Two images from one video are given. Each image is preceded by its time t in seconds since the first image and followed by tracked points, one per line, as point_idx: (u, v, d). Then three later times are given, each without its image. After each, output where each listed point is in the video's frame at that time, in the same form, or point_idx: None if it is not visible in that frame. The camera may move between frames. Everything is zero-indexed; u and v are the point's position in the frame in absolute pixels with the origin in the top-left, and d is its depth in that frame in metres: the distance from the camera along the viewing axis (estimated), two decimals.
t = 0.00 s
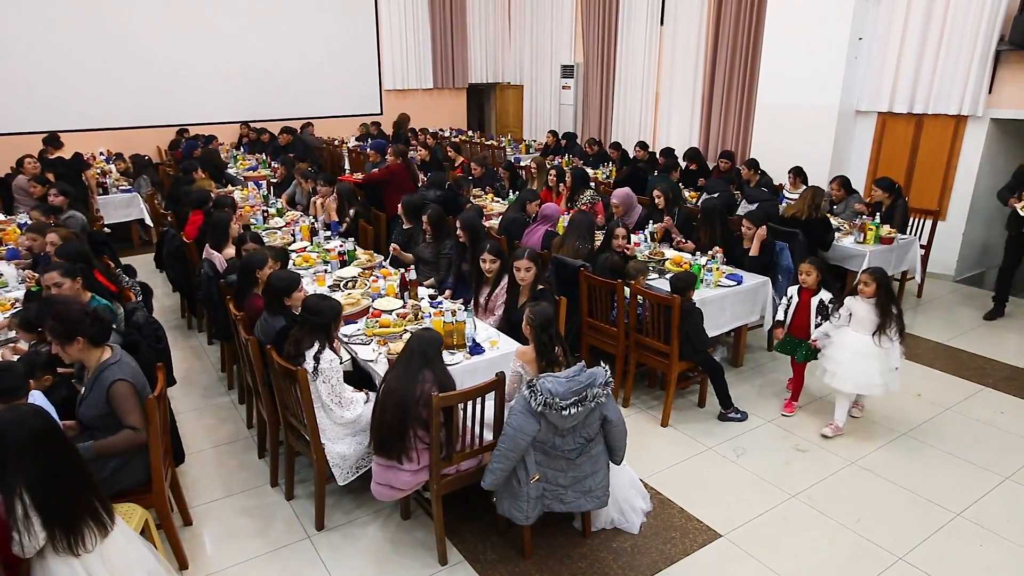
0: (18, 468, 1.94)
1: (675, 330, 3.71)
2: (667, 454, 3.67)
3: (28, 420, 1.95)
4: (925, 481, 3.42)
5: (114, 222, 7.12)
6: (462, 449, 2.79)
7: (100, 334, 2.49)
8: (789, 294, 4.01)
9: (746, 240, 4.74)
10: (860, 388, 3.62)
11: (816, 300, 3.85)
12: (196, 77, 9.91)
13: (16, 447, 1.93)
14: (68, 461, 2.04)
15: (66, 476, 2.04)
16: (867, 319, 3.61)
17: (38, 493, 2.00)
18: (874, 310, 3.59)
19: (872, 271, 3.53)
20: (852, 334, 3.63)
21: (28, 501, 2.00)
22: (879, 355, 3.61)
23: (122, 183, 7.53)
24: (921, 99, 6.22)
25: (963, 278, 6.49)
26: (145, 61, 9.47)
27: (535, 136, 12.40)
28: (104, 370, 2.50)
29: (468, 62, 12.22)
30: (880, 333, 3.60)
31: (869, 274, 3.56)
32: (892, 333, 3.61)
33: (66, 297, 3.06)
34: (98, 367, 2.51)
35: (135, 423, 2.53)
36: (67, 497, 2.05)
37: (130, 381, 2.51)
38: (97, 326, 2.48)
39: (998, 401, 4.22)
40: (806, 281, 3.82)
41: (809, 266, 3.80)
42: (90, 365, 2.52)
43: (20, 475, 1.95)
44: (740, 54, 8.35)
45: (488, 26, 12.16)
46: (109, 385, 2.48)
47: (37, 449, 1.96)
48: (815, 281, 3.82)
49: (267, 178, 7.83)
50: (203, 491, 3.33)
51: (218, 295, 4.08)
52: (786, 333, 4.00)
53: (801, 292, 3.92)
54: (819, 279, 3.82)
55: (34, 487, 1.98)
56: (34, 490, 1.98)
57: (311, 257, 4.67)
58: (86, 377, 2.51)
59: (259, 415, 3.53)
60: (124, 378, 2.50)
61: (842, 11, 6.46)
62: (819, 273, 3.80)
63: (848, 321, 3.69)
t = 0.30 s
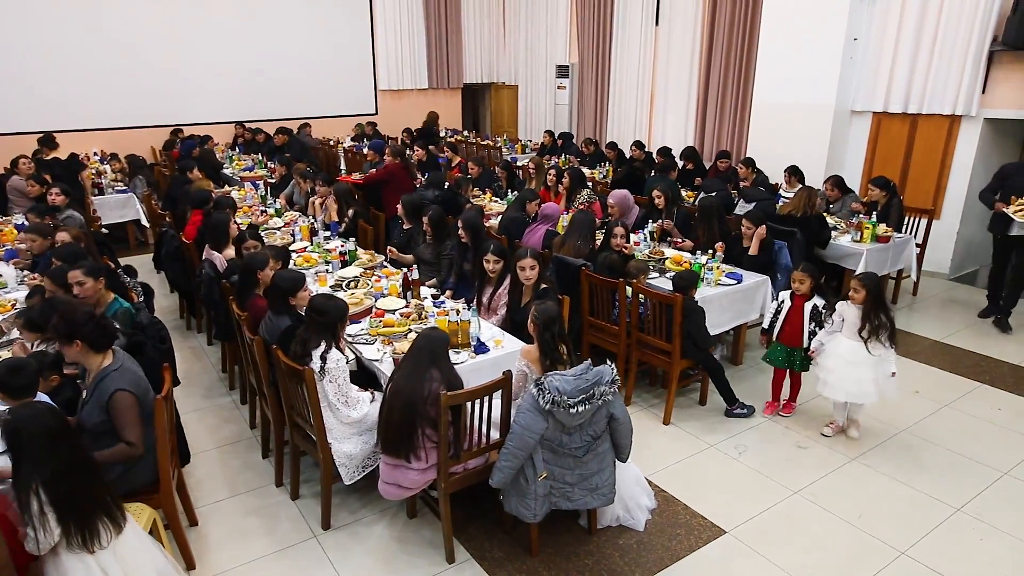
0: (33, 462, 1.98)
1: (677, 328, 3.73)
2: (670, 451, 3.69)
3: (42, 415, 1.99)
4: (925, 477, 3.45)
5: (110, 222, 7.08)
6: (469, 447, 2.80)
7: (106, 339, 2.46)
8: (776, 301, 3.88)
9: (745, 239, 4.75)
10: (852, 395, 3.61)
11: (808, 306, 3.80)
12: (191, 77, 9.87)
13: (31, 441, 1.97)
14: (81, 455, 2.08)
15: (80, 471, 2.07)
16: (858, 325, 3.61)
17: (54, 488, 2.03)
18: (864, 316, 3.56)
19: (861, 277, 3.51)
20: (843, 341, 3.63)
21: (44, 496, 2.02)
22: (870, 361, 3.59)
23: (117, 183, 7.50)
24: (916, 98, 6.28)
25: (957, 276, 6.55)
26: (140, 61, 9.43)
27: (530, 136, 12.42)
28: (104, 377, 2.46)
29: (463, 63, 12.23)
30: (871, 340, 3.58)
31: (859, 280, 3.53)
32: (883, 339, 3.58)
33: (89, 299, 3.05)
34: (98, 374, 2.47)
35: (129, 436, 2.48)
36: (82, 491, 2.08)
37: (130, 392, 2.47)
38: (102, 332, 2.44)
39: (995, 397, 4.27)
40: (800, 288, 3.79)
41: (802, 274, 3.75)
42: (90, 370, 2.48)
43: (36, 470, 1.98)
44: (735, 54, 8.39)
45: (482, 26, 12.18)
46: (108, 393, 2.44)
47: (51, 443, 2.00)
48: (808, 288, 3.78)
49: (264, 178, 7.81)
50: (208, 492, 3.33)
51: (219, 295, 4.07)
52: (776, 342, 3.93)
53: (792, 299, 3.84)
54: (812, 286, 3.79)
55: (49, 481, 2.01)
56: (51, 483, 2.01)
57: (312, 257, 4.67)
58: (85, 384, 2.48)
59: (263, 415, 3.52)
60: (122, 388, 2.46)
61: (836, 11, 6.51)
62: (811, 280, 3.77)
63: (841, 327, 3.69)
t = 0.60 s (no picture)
0: (47, 461, 1.98)
1: (679, 327, 3.76)
2: (673, 448, 3.72)
3: (55, 414, 2.00)
4: (925, 473, 3.50)
5: (106, 222, 7.05)
6: (477, 445, 2.82)
7: (107, 344, 2.43)
8: (764, 313, 3.79)
9: (745, 238, 4.79)
10: (844, 408, 3.50)
11: (797, 315, 3.71)
12: (186, 77, 9.84)
13: (45, 441, 1.97)
14: (95, 454, 2.08)
15: (94, 471, 2.07)
16: (852, 336, 3.49)
17: (66, 488, 2.02)
18: (859, 328, 3.46)
19: (855, 285, 3.41)
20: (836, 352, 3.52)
21: (56, 497, 2.02)
22: (864, 375, 3.47)
23: (113, 184, 7.47)
24: (910, 98, 6.33)
25: (951, 274, 6.62)
26: (135, 61, 9.39)
27: (525, 135, 12.44)
28: (102, 382, 2.42)
29: (458, 62, 12.23)
30: (866, 352, 3.47)
31: (854, 290, 3.43)
32: (879, 353, 3.45)
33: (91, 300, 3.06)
34: (96, 379, 2.43)
35: (126, 445, 2.45)
36: (95, 491, 2.09)
37: (127, 400, 2.43)
38: (102, 337, 2.40)
39: (992, 393, 4.32)
40: (785, 297, 3.67)
41: (788, 282, 3.64)
42: (89, 374, 2.45)
43: (50, 469, 1.99)
44: (730, 55, 8.44)
45: (477, 27, 12.20)
46: (105, 399, 2.41)
47: (66, 443, 2.00)
48: (795, 297, 3.69)
49: (261, 178, 7.79)
50: (213, 491, 3.33)
51: (222, 295, 4.06)
52: (766, 355, 3.83)
53: (780, 309, 3.73)
54: (798, 295, 3.69)
55: (63, 480, 2.01)
56: (62, 484, 2.01)
57: (313, 257, 4.67)
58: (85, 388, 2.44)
59: (268, 414, 3.53)
60: (119, 395, 2.42)
61: (832, 13, 6.56)
62: (797, 288, 3.67)
63: (835, 338, 3.59)
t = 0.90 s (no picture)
0: (60, 457, 1.98)
1: (682, 325, 3.79)
2: (676, 446, 3.75)
3: (71, 412, 2.00)
4: (925, 468, 3.54)
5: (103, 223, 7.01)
6: (485, 443, 2.84)
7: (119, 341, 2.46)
8: (758, 323, 3.63)
9: (745, 236, 4.82)
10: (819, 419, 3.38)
11: (791, 326, 3.52)
12: (182, 77, 9.81)
13: (59, 438, 1.97)
14: (109, 452, 2.09)
15: (106, 469, 2.08)
16: (833, 346, 3.37)
17: (77, 485, 2.03)
18: (841, 337, 3.34)
19: (838, 293, 3.29)
20: (816, 362, 3.39)
21: (67, 494, 2.02)
22: (843, 385, 3.35)
23: (110, 184, 7.44)
24: (906, 98, 6.39)
25: (946, 273, 6.68)
26: (131, 61, 9.37)
27: (520, 135, 12.46)
28: (114, 377, 2.44)
29: (454, 62, 12.24)
30: (845, 362, 3.34)
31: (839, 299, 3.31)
32: (862, 364, 3.31)
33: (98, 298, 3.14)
34: (107, 374, 2.45)
35: (137, 440, 2.46)
36: (107, 490, 2.09)
37: (140, 395, 2.44)
38: (114, 333, 2.43)
39: (989, 389, 4.37)
40: (781, 307, 3.47)
41: (785, 291, 3.48)
42: (99, 370, 2.47)
43: (62, 467, 1.99)
44: (725, 55, 8.48)
45: (473, 27, 12.21)
46: (118, 393, 2.42)
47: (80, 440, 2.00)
48: (792, 308, 3.49)
49: (258, 178, 7.77)
50: (219, 490, 3.33)
51: (225, 295, 4.06)
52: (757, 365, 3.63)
53: (775, 320, 3.56)
54: (795, 306, 3.48)
55: (74, 478, 2.01)
56: (75, 481, 2.01)
57: (314, 256, 4.67)
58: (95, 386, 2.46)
59: (273, 413, 3.53)
60: (131, 390, 2.43)
61: (828, 14, 6.61)
62: (795, 299, 3.47)
63: (817, 348, 3.47)
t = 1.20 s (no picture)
0: (78, 453, 1.99)
1: (685, 323, 3.81)
2: (679, 443, 3.77)
3: (88, 407, 2.00)
4: (926, 463, 3.58)
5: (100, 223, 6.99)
6: (493, 440, 2.85)
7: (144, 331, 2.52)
8: (752, 327, 3.59)
9: (745, 235, 4.85)
10: (799, 427, 3.22)
11: (781, 332, 3.45)
12: (178, 77, 9.79)
13: (77, 434, 1.98)
14: (125, 448, 2.09)
15: (123, 465, 2.08)
16: (818, 353, 3.21)
17: (92, 481, 2.03)
18: (826, 345, 3.17)
19: (827, 302, 3.12)
20: (799, 367, 3.24)
21: (83, 489, 2.03)
22: (824, 392, 3.19)
23: (107, 184, 7.41)
24: (901, 97, 6.45)
25: (942, 271, 6.74)
26: (127, 61, 9.34)
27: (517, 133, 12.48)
28: (141, 367, 2.50)
29: (450, 61, 12.25)
30: (828, 371, 3.18)
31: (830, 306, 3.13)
32: (844, 373, 3.15)
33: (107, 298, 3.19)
34: (135, 364, 2.51)
35: (160, 427, 2.52)
36: (123, 486, 2.10)
37: (166, 382, 2.50)
38: (140, 323, 2.50)
39: (987, 385, 4.43)
40: (773, 313, 3.41)
41: (777, 296, 3.39)
42: (126, 362, 2.52)
43: (80, 462, 2.00)
44: (722, 55, 8.52)
45: (469, 26, 12.23)
46: (144, 382, 2.47)
47: (98, 437, 2.01)
48: (784, 315, 3.44)
49: (256, 178, 7.75)
50: (225, 489, 3.33)
51: (229, 294, 4.06)
52: (750, 371, 3.60)
53: (766, 324, 3.53)
54: (787, 312, 3.41)
55: (90, 473, 2.02)
56: (90, 477, 2.02)
57: (316, 255, 4.68)
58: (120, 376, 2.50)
59: (278, 412, 3.54)
60: (157, 377, 2.49)
61: (824, 14, 6.66)
62: (788, 305, 3.38)
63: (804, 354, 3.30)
